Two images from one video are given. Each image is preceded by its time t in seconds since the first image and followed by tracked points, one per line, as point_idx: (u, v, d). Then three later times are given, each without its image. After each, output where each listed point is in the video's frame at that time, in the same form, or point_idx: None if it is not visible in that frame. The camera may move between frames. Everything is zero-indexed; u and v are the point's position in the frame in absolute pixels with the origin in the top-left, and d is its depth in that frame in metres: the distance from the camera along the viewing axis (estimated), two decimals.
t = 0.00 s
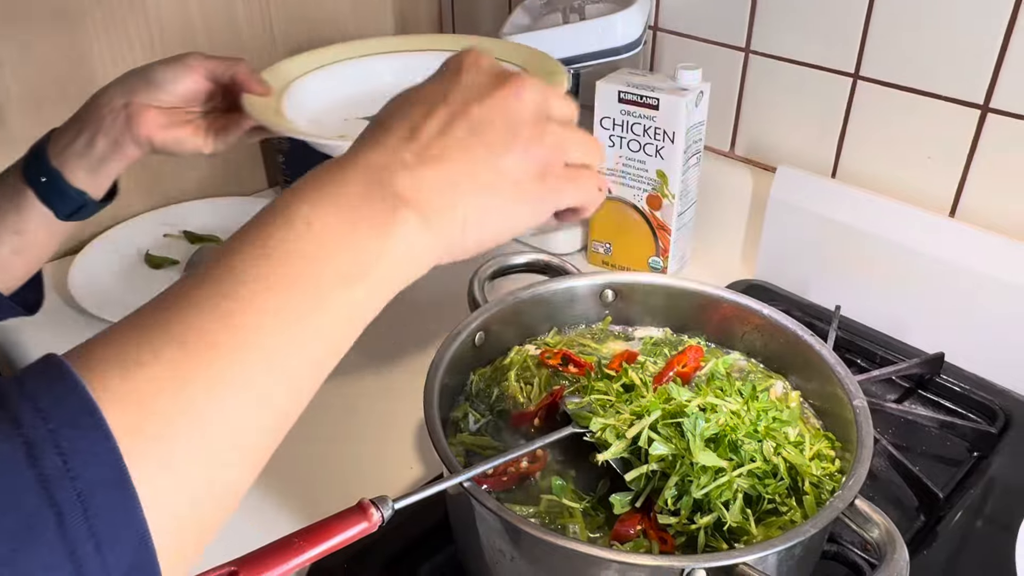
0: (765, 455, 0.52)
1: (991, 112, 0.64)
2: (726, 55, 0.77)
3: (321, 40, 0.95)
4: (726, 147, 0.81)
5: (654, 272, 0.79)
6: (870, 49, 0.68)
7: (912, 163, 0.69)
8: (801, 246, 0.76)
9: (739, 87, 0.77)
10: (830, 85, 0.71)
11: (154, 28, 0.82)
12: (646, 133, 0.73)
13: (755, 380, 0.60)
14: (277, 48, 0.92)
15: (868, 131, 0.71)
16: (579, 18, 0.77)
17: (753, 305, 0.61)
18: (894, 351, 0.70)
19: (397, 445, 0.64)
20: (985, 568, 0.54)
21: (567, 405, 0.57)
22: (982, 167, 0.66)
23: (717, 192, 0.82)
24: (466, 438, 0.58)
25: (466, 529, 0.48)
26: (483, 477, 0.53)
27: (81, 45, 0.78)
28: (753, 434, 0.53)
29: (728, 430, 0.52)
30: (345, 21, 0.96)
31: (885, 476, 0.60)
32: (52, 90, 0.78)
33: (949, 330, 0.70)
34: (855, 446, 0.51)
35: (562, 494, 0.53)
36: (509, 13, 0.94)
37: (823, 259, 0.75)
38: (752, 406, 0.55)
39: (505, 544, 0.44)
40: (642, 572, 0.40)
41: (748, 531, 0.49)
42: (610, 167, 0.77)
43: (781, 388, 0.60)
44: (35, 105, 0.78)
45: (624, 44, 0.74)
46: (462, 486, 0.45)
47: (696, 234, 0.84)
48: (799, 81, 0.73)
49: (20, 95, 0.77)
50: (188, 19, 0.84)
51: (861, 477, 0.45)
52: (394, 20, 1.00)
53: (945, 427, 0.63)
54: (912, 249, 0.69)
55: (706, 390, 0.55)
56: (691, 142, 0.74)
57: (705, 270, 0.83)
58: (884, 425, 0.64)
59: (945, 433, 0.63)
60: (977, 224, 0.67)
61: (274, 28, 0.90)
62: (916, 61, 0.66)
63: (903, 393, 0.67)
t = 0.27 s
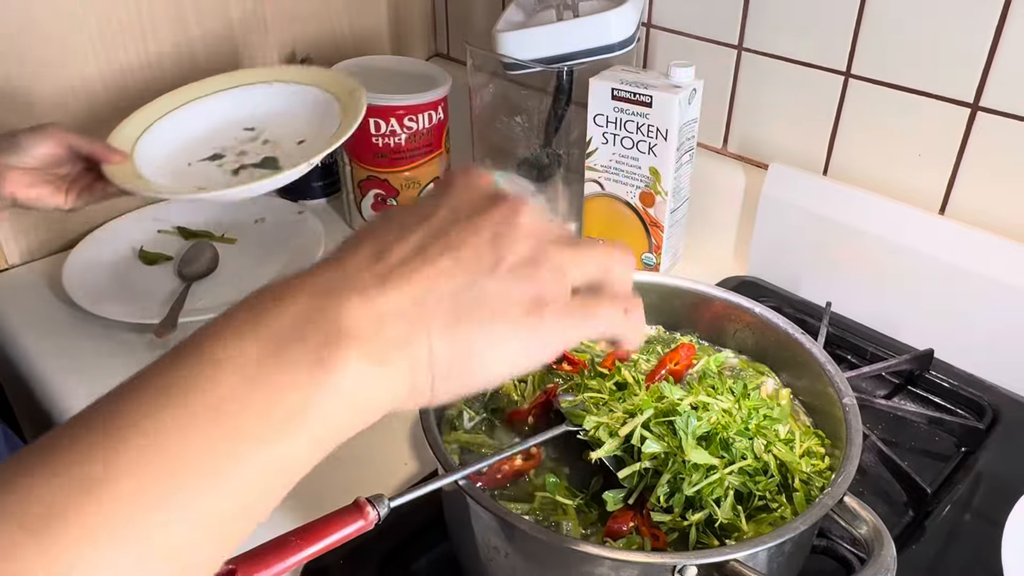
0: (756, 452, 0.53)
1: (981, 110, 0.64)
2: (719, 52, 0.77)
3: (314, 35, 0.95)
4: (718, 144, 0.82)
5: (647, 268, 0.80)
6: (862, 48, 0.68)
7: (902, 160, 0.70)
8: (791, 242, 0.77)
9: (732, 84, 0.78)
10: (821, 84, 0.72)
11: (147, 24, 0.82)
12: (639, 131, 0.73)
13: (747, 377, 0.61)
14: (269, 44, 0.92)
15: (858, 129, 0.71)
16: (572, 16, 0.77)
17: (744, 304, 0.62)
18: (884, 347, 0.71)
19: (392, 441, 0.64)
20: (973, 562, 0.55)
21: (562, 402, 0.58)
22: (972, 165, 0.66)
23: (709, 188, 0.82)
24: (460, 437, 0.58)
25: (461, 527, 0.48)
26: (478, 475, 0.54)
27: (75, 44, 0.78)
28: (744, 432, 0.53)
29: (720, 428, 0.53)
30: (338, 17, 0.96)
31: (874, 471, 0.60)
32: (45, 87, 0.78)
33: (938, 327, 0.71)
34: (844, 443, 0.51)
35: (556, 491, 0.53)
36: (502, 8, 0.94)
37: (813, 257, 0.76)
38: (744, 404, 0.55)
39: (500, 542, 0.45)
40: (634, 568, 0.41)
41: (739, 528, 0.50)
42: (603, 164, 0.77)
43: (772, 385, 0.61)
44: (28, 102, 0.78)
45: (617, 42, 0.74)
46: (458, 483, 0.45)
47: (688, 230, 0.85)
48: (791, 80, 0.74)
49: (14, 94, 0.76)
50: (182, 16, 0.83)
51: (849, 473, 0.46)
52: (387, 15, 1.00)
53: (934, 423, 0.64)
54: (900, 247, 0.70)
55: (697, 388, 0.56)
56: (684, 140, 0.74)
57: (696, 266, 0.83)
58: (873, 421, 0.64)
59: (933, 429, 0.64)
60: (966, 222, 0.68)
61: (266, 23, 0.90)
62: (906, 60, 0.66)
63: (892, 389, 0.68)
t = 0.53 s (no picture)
0: (757, 447, 0.53)
1: (981, 106, 0.64)
2: (719, 49, 0.77)
3: (313, 32, 0.95)
4: (718, 140, 0.82)
5: (647, 265, 0.80)
6: (861, 44, 0.68)
7: (902, 155, 0.70)
8: (790, 238, 0.77)
9: (731, 81, 0.78)
10: (822, 80, 0.72)
11: (146, 20, 0.81)
12: (639, 127, 0.73)
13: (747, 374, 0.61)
14: (269, 40, 0.92)
15: (858, 125, 0.71)
16: (573, 12, 0.78)
17: (746, 300, 0.62)
18: (884, 344, 0.72)
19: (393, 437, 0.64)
20: (973, 556, 0.55)
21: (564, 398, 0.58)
22: (972, 161, 0.66)
23: (709, 185, 0.82)
24: (460, 433, 0.58)
25: (463, 522, 0.48)
26: (479, 470, 0.54)
27: (73, 40, 0.78)
28: (746, 426, 0.53)
29: (721, 423, 0.53)
30: (338, 13, 0.96)
31: (874, 466, 0.60)
32: (44, 83, 0.78)
33: (938, 322, 0.71)
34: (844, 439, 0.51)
35: (558, 486, 0.54)
36: (502, 5, 0.94)
37: (812, 253, 0.76)
38: (745, 400, 0.55)
39: (502, 536, 0.45)
40: (635, 562, 0.41)
41: (740, 523, 0.50)
42: (603, 160, 0.77)
43: (772, 381, 0.61)
44: (27, 98, 0.78)
45: (617, 38, 0.75)
46: (460, 478, 0.45)
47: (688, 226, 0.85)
48: (791, 76, 0.74)
49: (12, 89, 0.77)
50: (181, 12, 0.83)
51: (850, 468, 0.46)
52: (387, 12, 1.00)
53: (933, 418, 0.64)
54: (899, 243, 0.70)
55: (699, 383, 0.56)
56: (684, 136, 0.74)
57: (696, 262, 0.83)
58: (873, 416, 0.64)
59: (933, 424, 0.64)
60: (966, 218, 0.68)
61: (266, 19, 0.90)
62: (906, 56, 0.66)
63: (892, 384, 0.68)
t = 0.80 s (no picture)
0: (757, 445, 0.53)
1: (977, 107, 0.65)
2: (717, 49, 0.78)
3: (312, 31, 0.95)
4: (716, 140, 0.82)
5: (646, 264, 0.80)
6: (859, 45, 0.69)
7: (899, 155, 0.70)
8: (788, 237, 0.77)
9: (730, 81, 0.78)
10: (819, 80, 0.72)
11: (145, 21, 0.82)
12: (637, 127, 0.74)
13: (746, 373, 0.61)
14: (268, 40, 0.92)
15: (855, 125, 0.72)
16: (571, 12, 0.78)
17: (745, 300, 0.62)
18: (881, 343, 0.72)
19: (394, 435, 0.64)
20: (970, 553, 0.55)
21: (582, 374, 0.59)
22: (969, 160, 0.67)
23: (707, 184, 0.83)
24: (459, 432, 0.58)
25: (464, 521, 0.49)
26: (480, 468, 0.54)
27: (73, 40, 0.78)
28: (748, 425, 0.53)
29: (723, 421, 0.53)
30: (336, 13, 0.96)
31: (871, 465, 0.61)
32: (44, 84, 0.78)
33: (935, 321, 0.71)
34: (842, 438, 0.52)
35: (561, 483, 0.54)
36: (501, 5, 0.94)
37: (810, 253, 0.77)
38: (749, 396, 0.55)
39: (503, 536, 0.45)
40: (635, 560, 0.41)
41: (738, 520, 0.51)
42: (602, 160, 0.78)
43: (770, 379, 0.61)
44: (26, 98, 0.78)
45: (615, 38, 0.75)
46: (460, 477, 0.46)
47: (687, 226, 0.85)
48: (788, 76, 0.74)
49: (13, 89, 0.77)
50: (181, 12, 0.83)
51: (848, 466, 0.46)
52: (386, 12, 1.00)
53: (930, 417, 0.64)
54: (896, 243, 0.71)
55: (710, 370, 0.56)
56: (682, 136, 0.74)
57: (695, 262, 0.83)
58: (870, 415, 0.65)
59: (930, 423, 0.64)
60: (962, 218, 0.69)
61: (265, 19, 0.90)
62: (903, 57, 0.67)
63: (889, 383, 0.68)
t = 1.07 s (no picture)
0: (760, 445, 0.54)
1: (979, 105, 0.65)
2: (719, 48, 0.78)
3: (313, 31, 0.95)
4: (718, 139, 0.82)
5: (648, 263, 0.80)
6: (862, 43, 0.69)
7: (900, 153, 0.70)
8: (790, 235, 0.77)
9: (732, 80, 0.78)
10: (821, 79, 0.72)
11: (147, 20, 0.82)
12: (640, 126, 0.74)
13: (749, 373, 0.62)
14: (270, 39, 0.92)
15: (857, 124, 0.72)
16: (573, 11, 0.78)
17: (748, 298, 0.62)
18: (883, 341, 0.72)
19: (397, 434, 0.64)
20: (974, 551, 0.55)
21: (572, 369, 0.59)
22: (971, 159, 0.67)
23: (709, 183, 0.83)
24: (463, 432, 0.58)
25: (469, 521, 0.49)
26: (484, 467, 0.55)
27: (75, 39, 0.78)
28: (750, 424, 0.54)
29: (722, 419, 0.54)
30: (338, 12, 0.96)
31: (874, 463, 0.61)
32: (46, 84, 0.78)
33: (937, 319, 0.71)
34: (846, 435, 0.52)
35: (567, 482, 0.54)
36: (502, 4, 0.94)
37: (812, 251, 0.77)
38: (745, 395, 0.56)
39: (508, 535, 0.45)
40: (641, 559, 0.41)
41: (743, 518, 0.51)
42: (604, 159, 0.78)
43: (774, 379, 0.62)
44: (28, 98, 0.78)
45: (617, 37, 0.75)
46: (464, 476, 0.46)
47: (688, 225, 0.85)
48: (791, 75, 0.74)
49: (15, 90, 0.77)
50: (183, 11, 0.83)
51: (853, 465, 0.46)
52: (387, 11, 1.00)
53: (933, 415, 0.64)
54: (899, 241, 0.71)
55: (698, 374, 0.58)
56: (684, 135, 0.74)
57: (697, 261, 0.84)
58: (873, 414, 0.65)
59: (932, 422, 0.65)
60: (964, 216, 0.69)
61: (266, 18, 0.90)
62: (905, 55, 0.67)
63: (891, 381, 0.68)
